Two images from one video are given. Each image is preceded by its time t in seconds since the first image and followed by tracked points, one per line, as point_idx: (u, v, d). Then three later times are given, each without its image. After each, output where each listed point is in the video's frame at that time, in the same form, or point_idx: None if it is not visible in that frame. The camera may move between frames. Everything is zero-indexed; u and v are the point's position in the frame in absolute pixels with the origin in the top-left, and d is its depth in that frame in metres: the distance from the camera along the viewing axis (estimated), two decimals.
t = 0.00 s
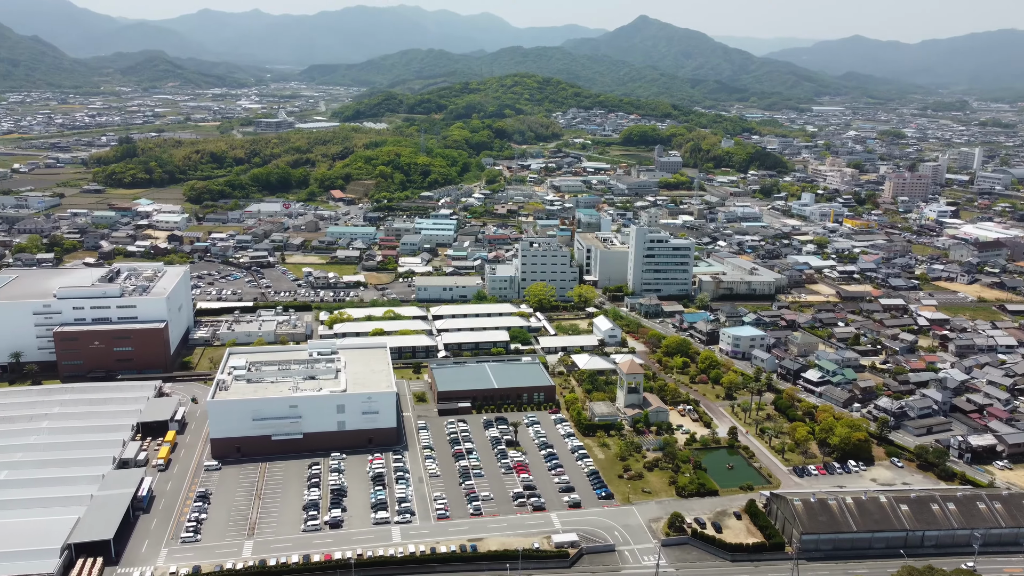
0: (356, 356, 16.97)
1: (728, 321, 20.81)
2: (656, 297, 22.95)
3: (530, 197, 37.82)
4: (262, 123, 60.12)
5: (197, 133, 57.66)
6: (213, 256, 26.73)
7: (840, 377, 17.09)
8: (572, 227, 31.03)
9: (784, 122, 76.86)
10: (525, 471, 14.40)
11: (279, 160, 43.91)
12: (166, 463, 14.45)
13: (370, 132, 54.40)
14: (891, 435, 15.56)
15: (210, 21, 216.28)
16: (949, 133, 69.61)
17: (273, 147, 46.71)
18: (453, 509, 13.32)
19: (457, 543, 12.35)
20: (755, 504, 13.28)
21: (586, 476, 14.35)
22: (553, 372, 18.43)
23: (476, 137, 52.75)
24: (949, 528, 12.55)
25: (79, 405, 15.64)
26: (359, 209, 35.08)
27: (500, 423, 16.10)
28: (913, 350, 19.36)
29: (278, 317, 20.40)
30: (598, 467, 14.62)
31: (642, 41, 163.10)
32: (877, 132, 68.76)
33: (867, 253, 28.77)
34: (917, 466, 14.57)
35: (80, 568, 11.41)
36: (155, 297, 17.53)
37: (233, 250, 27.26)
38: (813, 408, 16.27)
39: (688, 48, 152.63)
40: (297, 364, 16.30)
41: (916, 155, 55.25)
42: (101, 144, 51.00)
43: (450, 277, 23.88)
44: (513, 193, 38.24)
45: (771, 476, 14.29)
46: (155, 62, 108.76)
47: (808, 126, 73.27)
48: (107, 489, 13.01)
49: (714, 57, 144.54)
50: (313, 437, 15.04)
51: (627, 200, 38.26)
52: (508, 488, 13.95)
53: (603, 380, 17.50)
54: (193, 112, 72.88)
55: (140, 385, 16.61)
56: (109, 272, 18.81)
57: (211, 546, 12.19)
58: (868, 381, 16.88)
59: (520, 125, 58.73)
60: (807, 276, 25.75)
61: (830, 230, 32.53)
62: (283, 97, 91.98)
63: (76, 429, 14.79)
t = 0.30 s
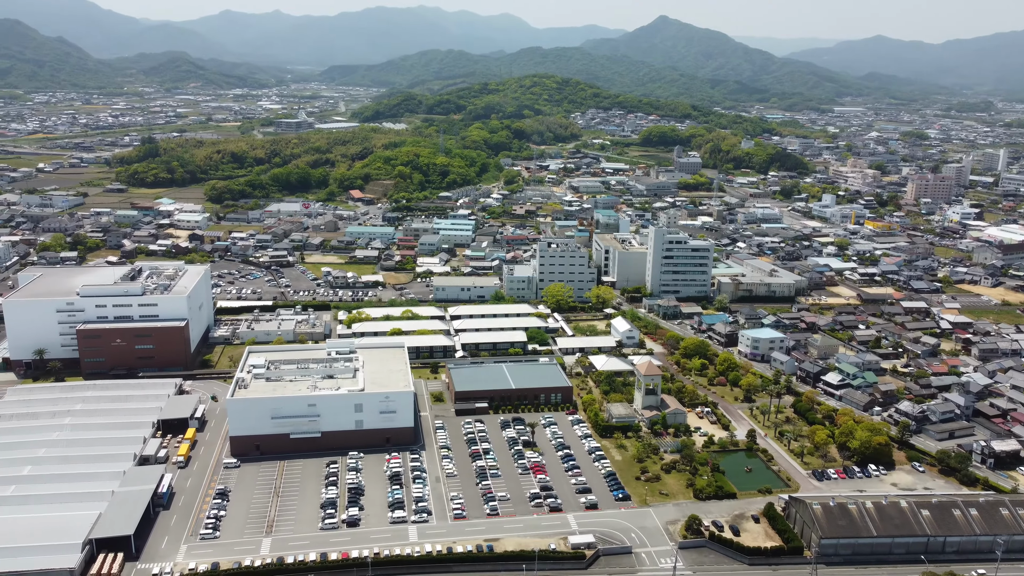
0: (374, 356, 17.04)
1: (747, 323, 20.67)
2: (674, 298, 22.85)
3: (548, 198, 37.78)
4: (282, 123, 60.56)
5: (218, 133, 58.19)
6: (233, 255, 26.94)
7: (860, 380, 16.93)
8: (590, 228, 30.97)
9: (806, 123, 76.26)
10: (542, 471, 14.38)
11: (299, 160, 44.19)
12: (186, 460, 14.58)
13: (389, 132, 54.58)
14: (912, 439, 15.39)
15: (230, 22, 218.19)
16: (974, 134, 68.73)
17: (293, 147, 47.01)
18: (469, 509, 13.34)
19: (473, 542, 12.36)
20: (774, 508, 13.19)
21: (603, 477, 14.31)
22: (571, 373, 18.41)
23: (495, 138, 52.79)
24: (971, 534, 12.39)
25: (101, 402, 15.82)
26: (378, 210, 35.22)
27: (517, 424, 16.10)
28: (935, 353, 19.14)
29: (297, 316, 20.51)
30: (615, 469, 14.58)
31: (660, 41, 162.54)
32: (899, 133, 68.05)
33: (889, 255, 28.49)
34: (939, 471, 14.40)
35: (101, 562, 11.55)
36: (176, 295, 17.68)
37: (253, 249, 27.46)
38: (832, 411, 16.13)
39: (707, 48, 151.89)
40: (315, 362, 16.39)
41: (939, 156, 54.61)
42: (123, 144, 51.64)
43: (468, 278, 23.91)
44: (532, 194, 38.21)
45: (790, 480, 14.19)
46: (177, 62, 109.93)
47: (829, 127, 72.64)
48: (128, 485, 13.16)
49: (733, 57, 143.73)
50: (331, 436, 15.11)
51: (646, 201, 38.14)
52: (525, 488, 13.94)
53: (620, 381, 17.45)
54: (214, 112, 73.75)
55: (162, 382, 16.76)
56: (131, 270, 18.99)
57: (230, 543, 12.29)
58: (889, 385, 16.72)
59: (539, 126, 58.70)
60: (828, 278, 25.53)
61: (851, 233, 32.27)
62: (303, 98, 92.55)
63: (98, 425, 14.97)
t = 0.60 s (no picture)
0: (393, 355, 17.09)
1: (767, 325, 20.52)
2: (694, 299, 22.74)
3: (568, 199, 37.70)
4: (303, 124, 61.00)
5: (240, 133, 58.71)
6: (255, 254, 27.15)
7: (883, 384, 16.76)
8: (610, 228, 30.88)
9: (828, 124, 75.57)
10: (560, 472, 14.37)
11: (320, 161, 44.45)
12: (207, 457, 14.71)
13: (410, 133, 54.76)
14: (935, 444, 15.20)
15: (250, 23, 220.11)
16: (1000, 135, 67.75)
17: (314, 147, 47.29)
18: (487, 509, 13.34)
19: (491, 543, 12.37)
20: (794, 512, 13.08)
21: (621, 479, 14.25)
22: (589, 374, 18.37)
23: (514, 138, 52.80)
24: (996, 541, 12.23)
25: (123, 399, 16.00)
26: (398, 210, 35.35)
27: (535, 425, 16.08)
28: (960, 357, 18.90)
29: (318, 315, 20.64)
30: (634, 470, 14.53)
31: (680, 42, 161.81)
32: (924, 134, 67.25)
33: (913, 257, 28.17)
34: (962, 476, 14.22)
35: (123, 558, 11.68)
36: (198, 294, 17.84)
37: (274, 248, 27.66)
38: (854, 415, 15.97)
39: (728, 49, 151.02)
40: (335, 361, 16.47)
41: (965, 157, 53.88)
42: (147, 144, 52.26)
43: (488, 278, 23.94)
44: (552, 194, 38.16)
45: (810, 484, 14.06)
46: (199, 63, 111.09)
47: (852, 129, 71.94)
48: (150, 482, 13.29)
49: (754, 57, 142.76)
50: (350, 435, 15.18)
51: (666, 202, 37.97)
52: (543, 489, 13.93)
53: (639, 383, 17.38)
54: (236, 112, 74.49)
55: (184, 380, 16.93)
56: (154, 268, 19.20)
57: (249, 540, 12.38)
58: (912, 389, 16.53)
59: (559, 126, 58.69)
60: (850, 281, 25.27)
61: (874, 234, 31.94)
62: (325, 98, 93.19)
63: (120, 422, 15.14)
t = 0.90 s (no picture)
0: (413, 354, 17.14)
1: (789, 328, 20.36)
2: (714, 301, 22.60)
3: (589, 199, 37.63)
4: (326, 124, 61.46)
5: (264, 133, 59.26)
6: (276, 253, 27.37)
7: (907, 388, 16.56)
8: (630, 229, 30.77)
9: (853, 125, 74.86)
10: (579, 473, 14.33)
11: (341, 160, 44.71)
12: (229, 454, 14.83)
13: (431, 133, 54.94)
14: (960, 449, 14.99)
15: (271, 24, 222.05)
16: None
17: (336, 147, 47.60)
18: (506, 509, 13.34)
19: (510, 543, 12.37)
20: (815, 516, 12.96)
21: (640, 481, 14.21)
22: (609, 375, 18.32)
23: (535, 139, 52.80)
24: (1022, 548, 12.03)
25: (147, 396, 16.17)
26: (419, 209, 35.49)
27: (554, 426, 16.06)
28: (986, 362, 18.64)
29: (339, 314, 20.75)
30: (653, 473, 14.46)
31: (701, 42, 161.15)
32: (950, 135, 66.41)
33: (938, 260, 27.83)
34: (988, 483, 14.01)
35: (146, 553, 11.83)
36: (221, 293, 18.00)
37: (296, 248, 27.86)
38: (877, 419, 15.80)
39: (749, 49, 150.04)
40: (355, 361, 16.54)
41: (993, 159, 53.17)
42: (171, 144, 52.88)
43: (508, 278, 23.96)
44: (572, 195, 38.10)
45: (832, 488, 13.93)
46: (223, 63, 112.24)
47: (877, 129, 71.21)
48: (172, 478, 13.43)
49: (776, 57, 141.79)
50: (369, 434, 15.24)
51: (687, 203, 37.81)
52: (562, 490, 13.91)
53: (659, 385, 17.31)
54: (258, 112, 75.19)
55: (206, 378, 17.09)
56: (178, 267, 19.40)
57: (269, 537, 12.46)
58: (936, 393, 16.32)
59: (580, 127, 58.67)
60: (873, 283, 24.99)
61: (898, 236, 31.58)
62: (348, 99, 93.82)
63: (144, 418, 15.31)
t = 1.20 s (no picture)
0: (434, 354, 17.19)
1: (812, 330, 20.18)
2: (736, 303, 22.46)
3: (610, 200, 37.57)
4: (348, 125, 61.84)
5: (287, 133, 59.74)
6: (299, 253, 27.58)
7: (931, 393, 16.36)
8: (652, 230, 30.63)
9: (878, 125, 74.06)
10: (599, 475, 14.29)
11: (364, 161, 44.96)
12: (250, 451, 14.94)
13: (453, 134, 55.08)
14: (986, 454, 14.78)
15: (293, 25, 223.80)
16: None
17: (358, 147, 47.87)
18: (525, 510, 13.34)
19: (529, 544, 12.36)
20: (837, 520, 12.83)
21: (660, 483, 14.15)
22: (629, 377, 18.26)
23: (557, 139, 52.78)
24: None
25: (170, 393, 16.36)
26: (440, 209, 35.62)
27: (574, 426, 16.04)
28: (1014, 366, 18.36)
29: (360, 314, 20.87)
30: (673, 475, 14.39)
31: (723, 43, 160.19)
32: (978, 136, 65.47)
33: (965, 263, 27.48)
34: (1015, 489, 13.79)
35: (168, 548, 11.96)
36: (244, 291, 18.16)
37: (318, 247, 28.05)
38: (901, 423, 15.62)
39: (771, 49, 148.90)
40: (376, 360, 16.62)
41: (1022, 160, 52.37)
42: (196, 144, 53.46)
43: (528, 278, 23.97)
44: (593, 195, 38.03)
45: (855, 492, 13.79)
46: (246, 65, 113.32)
47: (903, 130, 70.38)
48: (194, 475, 13.55)
49: (799, 57, 140.65)
50: (389, 433, 15.31)
51: (710, 204, 37.62)
52: (581, 491, 13.88)
53: (680, 387, 17.22)
54: (281, 112, 75.83)
55: (229, 375, 17.24)
56: (202, 266, 19.59)
57: (290, 534, 12.55)
58: (962, 398, 16.11)
59: (602, 127, 58.60)
60: (898, 285, 24.71)
61: (924, 239, 31.20)
62: (370, 99, 94.36)
63: (167, 415, 15.47)
